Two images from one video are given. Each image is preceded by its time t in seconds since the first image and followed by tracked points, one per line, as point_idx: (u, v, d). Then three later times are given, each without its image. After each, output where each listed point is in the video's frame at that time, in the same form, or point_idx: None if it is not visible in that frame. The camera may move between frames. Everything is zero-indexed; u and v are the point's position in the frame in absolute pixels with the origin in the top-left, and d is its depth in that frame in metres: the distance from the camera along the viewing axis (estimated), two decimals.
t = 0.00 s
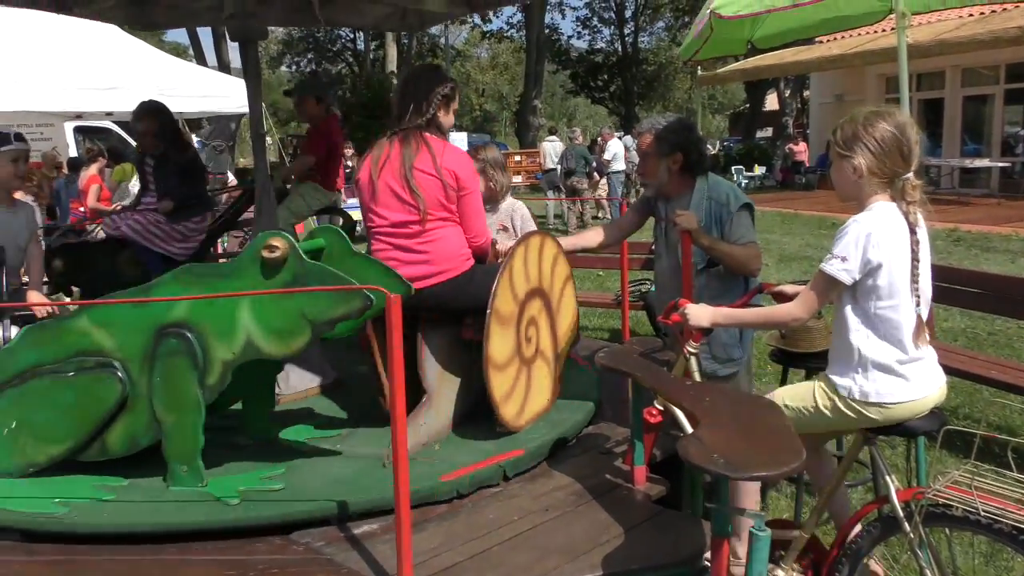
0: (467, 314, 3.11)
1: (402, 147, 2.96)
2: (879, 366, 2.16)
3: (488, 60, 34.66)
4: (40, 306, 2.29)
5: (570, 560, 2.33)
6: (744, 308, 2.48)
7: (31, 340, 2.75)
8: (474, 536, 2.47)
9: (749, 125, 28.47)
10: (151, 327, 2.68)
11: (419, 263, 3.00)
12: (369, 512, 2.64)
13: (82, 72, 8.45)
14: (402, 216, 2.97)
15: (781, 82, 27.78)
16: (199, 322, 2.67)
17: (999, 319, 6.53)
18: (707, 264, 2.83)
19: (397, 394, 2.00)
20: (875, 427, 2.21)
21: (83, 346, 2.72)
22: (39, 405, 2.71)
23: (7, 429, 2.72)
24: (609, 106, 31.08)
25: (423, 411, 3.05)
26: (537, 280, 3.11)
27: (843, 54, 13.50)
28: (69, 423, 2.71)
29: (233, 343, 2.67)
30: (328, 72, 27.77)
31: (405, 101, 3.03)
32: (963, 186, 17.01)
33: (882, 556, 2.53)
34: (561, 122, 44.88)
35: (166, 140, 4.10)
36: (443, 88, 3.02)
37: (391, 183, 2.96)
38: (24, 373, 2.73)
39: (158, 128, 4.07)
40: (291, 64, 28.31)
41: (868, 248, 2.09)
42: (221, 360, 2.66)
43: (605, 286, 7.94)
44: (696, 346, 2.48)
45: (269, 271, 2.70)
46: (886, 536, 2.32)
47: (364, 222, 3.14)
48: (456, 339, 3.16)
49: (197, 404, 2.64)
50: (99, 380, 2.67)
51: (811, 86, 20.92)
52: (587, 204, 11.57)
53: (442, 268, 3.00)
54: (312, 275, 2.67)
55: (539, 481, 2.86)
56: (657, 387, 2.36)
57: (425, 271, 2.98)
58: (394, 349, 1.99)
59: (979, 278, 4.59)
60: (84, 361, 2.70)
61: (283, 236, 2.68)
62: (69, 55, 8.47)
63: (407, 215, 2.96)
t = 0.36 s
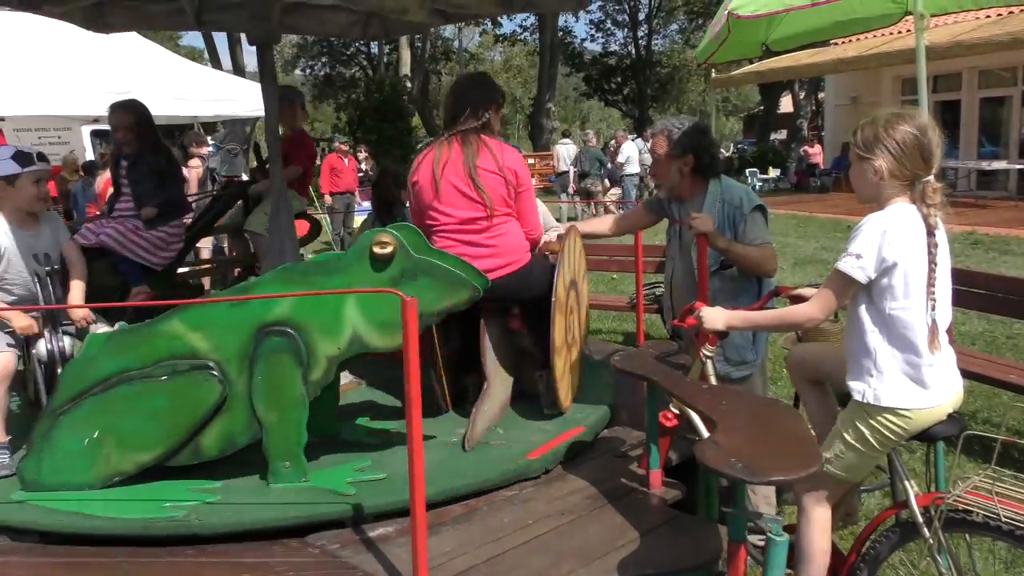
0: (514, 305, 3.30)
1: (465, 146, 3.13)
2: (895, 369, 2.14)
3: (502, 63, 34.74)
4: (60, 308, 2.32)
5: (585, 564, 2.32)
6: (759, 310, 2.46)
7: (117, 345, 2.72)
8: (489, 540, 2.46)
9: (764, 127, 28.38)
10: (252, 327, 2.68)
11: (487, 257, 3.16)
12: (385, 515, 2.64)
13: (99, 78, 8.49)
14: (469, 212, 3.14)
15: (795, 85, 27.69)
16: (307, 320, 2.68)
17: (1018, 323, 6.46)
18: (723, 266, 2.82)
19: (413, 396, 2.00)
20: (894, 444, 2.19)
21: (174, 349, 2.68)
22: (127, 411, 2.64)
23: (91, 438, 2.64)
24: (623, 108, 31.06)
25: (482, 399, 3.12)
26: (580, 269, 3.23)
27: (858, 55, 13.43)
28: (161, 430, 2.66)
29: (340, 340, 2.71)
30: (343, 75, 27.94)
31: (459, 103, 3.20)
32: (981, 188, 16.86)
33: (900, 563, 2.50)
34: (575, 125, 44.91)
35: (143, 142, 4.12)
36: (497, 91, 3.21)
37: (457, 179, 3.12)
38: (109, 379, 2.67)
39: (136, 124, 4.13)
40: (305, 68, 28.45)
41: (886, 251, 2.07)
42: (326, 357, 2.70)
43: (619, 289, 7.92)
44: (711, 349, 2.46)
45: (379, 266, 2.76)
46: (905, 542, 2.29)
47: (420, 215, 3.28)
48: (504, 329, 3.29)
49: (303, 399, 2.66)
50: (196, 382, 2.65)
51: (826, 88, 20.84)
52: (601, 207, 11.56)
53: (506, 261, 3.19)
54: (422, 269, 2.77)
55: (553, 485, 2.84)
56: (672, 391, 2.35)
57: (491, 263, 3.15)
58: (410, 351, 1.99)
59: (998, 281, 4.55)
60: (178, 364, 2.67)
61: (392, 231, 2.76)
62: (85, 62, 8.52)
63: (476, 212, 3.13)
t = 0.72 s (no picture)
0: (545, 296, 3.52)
1: (512, 145, 3.30)
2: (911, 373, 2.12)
3: (514, 65, 34.82)
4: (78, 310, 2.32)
5: (598, 566, 2.32)
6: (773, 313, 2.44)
7: (201, 347, 2.75)
8: (501, 542, 2.46)
9: (776, 129, 28.31)
10: (339, 322, 2.77)
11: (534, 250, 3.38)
12: (396, 516, 2.64)
13: (116, 79, 8.54)
14: (517, 208, 3.34)
15: (807, 87, 27.60)
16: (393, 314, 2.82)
17: None
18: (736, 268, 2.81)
19: (425, 399, 2.00)
20: (902, 436, 2.20)
21: (260, 349, 2.75)
22: (215, 411, 2.68)
23: (177, 440, 2.66)
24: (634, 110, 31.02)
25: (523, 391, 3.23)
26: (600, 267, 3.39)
27: (871, 57, 13.38)
28: (248, 429, 2.71)
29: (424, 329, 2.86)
30: (355, 77, 28.08)
31: (498, 102, 3.32)
32: (995, 190, 16.74)
33: (914, 567, 2.47)
34: (586, 126, 44.95)
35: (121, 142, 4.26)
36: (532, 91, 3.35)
37: (505, 177, 3.29)
38: (194, 380, 2.71)
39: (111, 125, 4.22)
40: (318, 69, 28.54)
41: (902, 253, 2.05)
42: (410, 348, 2.81)
43: (631, 291, 7.91)
44: (724, 351, 2.45)
45: (463, 259, 2.96)
46: (920, 547, 2.26)
47: (462, 209, 3.46)
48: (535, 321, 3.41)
49: (389, 390, 2.77)
50: (286, 379, 2.72)
51: (839, 89, 20.78)
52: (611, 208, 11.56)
53: (552, 252, 3.42)
54: (503, 262, 3.00)
55: (565, 487, 2.84)
56: (685, 393, 2.34)
57: (539, 255, 3.38)
58: (423, 353, 1.99)
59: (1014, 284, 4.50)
60: (266, 362, 2.73)
61: (472, 226, 2.97)
62: (103, 64, 8.56)
63: (525, 208, 3.33)
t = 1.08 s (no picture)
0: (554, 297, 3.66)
1: (532, 146, 3.50)
2: (914, 378, 2.12)
3: (519, 67, 34.83)
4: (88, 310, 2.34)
5: (603, 568, 2.32)
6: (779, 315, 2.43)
7: (270, 345, 2.74)
8: (506, 543, 2.46)
9: (782, 130, 28.27)
10: (407, 317, 2.88)
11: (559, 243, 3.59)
12: (402, 517, 2.65)
13: (119, 80, 8.62)
14: (542, 204, 3.53)
15: (814, 88, 27.54)
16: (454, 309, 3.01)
17: None
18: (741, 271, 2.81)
19: (429, 399, 2.01)
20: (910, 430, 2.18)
21: (332, 344, 2.80)
22: (291, 409, 2.74)
23: (254, 438, 2.70)
24: (641, 112, 30.98)
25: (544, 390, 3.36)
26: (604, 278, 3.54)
27: (879, 58, 13.34)
28: (323, 423, 2.79)
29: (481, 323, 3.07)
30: (361, 78, 28.10)
31: (515, 106, 3.51)
32: (1003, 193, 16.67)
33: (919, 569, 2.47)
34: (592, 128, 44.93)
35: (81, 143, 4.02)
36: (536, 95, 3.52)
37: (529, 175, 3.49)
38: (267, 379, 2.71)
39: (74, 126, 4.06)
40: (324, 71, 28.54)
41: (908, 256, 2.05)
42: (471, 339, 3.05)
43: (637, 293, 7.91)
44: (729, 353, 2.44)
45: (518, 253, 3.13)
46: (926, 549, 2.26)
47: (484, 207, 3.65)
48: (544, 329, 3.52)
49: (452, 380, 2.98)
50: (359, 374, 2.82)
51: (845, 91, 20.73)
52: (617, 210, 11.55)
53: (573, 244, 3.64)
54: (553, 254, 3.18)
55: (570, 489, 2.84)
56: (691, 395, 2.33)
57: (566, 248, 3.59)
58: (428, 355, 2.00)
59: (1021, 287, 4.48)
60: (338, 357, 2.80)
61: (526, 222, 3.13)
62: (105, 64, 8.63)
63: (549, 203, 3.53)
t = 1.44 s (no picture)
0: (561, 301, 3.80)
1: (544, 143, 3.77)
2: (913, 382, 2.12)
3: (522, 68, 34.86)
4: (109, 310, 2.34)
5: (605, 570, 2.32)
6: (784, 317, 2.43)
7: (336, 342, 2.77)
8: (508, 544, 2.46)
9: (786, 132, 28.28)
10: (458, 311, 3.00)
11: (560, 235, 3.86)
12: (405, 518, 2.66)
13: (124, 82, 8.63)
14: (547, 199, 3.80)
15: (817, 90, 27.54)
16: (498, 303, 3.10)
17: None
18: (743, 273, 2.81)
19: (432, 400, 2.01)
20: (914, 443, 2.17)
21: (392, 339, 2.88)
22: (357, 404, 2.77)
23: (323, 434, 2.71)
24: (643, 113, 30.99)
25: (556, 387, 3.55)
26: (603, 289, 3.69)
27: (882, 60, 13.34)
28: (384, 416, 2.83)
29: (525, 315, 3.17)
30: (364, 80, 28.14)
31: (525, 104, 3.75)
32: (1006, 195, 16.67)
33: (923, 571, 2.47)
34: (594, 129, 44.96)
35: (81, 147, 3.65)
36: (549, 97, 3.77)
37: (536, 170, 3.76)
38: (335, 374, 2.75)
39: (73, 131, 3.58)
40: (327, 72, 28.57)
41: (905, 257, 2.05)
42: (515, 331, 3.14)
43: (639, 295, 7.91)
44: (733, 356, 2.44)
45: (555, 247, 3.27)
46: (929, 552, 2.26)
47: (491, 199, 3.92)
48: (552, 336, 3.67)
49: (499, 371, 3.07)
50: (418, 367, 2.89)
51: (848, 93, 20.74)
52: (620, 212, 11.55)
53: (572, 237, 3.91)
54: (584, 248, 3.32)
55: (573, 491, 2.84)
56: (695, 398, 2.33)
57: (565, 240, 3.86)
58: (431, 358, 2.00)
59: None
60: (399, 351, 2.87)
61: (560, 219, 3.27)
62: (108, 68, 8.66)
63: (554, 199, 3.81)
